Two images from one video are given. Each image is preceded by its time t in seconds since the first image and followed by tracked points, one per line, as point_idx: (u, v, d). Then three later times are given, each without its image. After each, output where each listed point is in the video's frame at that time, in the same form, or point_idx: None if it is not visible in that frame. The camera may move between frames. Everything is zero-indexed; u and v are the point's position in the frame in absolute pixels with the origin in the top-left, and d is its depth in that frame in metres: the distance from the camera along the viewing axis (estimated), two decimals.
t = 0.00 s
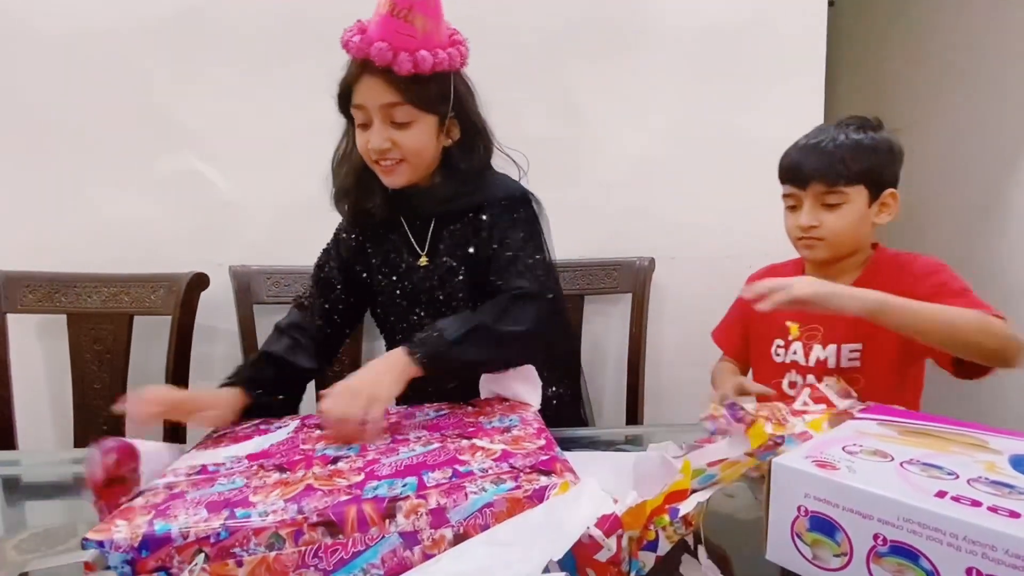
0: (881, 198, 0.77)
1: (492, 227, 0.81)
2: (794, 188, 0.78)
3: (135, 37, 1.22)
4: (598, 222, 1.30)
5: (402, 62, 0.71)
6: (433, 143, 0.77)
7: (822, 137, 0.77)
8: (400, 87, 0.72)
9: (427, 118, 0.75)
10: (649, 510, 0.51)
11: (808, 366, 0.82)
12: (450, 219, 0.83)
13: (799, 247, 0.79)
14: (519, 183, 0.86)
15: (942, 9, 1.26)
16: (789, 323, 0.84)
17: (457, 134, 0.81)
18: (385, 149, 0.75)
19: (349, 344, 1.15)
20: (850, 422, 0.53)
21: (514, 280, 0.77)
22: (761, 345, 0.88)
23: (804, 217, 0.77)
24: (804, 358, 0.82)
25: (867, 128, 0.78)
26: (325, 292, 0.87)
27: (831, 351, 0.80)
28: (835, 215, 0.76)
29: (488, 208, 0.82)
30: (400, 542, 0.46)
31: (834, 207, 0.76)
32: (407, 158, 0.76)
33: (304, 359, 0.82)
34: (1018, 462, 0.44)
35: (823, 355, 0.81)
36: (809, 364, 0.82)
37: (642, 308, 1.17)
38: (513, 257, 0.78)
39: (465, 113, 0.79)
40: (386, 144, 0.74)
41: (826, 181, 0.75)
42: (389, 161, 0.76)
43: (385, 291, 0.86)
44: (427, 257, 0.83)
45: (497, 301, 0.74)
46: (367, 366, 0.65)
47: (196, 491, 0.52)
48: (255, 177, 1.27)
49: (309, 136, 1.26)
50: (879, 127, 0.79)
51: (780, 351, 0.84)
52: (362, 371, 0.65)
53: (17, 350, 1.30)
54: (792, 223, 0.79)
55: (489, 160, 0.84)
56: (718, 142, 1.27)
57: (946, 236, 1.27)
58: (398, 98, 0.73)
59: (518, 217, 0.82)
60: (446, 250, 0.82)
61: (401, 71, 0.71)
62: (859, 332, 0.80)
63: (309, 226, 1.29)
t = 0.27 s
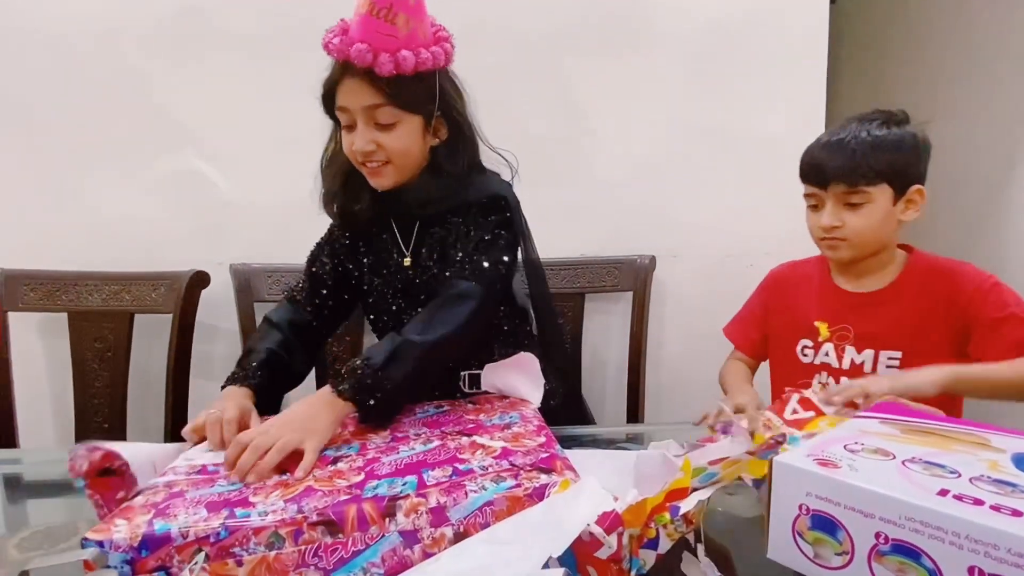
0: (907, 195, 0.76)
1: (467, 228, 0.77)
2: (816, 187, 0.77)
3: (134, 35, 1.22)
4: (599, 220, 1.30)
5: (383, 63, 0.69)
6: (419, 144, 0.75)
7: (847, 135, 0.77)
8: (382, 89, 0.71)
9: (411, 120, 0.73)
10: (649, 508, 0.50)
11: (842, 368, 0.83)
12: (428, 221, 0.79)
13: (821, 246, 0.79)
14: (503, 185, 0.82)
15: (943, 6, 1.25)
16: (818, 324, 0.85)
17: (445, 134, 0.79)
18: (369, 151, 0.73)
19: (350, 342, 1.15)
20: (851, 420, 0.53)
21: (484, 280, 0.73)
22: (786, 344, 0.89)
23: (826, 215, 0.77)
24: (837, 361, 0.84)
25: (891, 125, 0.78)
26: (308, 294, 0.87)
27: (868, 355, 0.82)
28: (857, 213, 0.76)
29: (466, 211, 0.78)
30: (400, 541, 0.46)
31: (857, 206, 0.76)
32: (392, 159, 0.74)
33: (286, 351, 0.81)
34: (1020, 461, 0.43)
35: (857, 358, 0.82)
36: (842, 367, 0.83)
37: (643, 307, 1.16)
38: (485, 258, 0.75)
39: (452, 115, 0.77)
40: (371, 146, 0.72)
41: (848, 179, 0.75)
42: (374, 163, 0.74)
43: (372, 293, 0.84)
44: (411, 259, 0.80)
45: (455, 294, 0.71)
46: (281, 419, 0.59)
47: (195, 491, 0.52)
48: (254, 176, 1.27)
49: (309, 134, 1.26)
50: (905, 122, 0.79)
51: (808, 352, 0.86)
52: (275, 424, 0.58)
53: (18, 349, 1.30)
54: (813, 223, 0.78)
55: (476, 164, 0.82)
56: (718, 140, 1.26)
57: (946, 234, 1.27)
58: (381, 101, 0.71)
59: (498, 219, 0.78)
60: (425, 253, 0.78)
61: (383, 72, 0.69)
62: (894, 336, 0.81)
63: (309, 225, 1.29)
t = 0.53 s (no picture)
0: (916, 195, 0.77)
1: (462, 229, 0.78)
2: (823, 185, 0.78)
3: (136, 37, 1.22)
4: (600, 221, 1.30)
5: (378, 68, 0.69)
6: (416, 147, 0.75)
7: (855, 133, 0.78)
8: (378, 95, 0.70)
9: (407, 125, 0.73)
10: (651, 509, 0.48)
11: (842, 367, 0.84)
12: (425, 223, 0.80)
13: (826, 243, 0.80)
14: (499, 184, 0.83)
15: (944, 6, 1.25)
16: (822, 322, 0.86)
17: (442, 137, 0.78)
18: (366, 156, 0.73)
19: (352, 343, 1.15)
20: (853, 420, 0.53)
21: (480, 281, 0.73)
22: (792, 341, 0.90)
23: (831, 213, 0.78)
24: (838, 360, 0.84)
25: (902, 125, 0.78)
26: (309, 296, 0.87)
27: (868, 355, 0.82)
28: (862, 212, 0.76)
29: (462, 212, 0.79)
30: (403, 543, 0.46)
31: (862, 205, 0.76)
32: (389, 163, 0.74)
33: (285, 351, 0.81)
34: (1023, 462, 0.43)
35: (856, 357, 0.83)
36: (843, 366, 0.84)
37: (644, 307, 1.16)
38: (483, 258, 0.75)
39: (449, 117, 0.77)
40: (367, 151, 0.72)
41: (853, 177, 0.76)
42: (371, 168, 0.74)
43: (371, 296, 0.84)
44: (409, 261, 0.80)
45: (449, 295, 0.71)
46: (282, 425, 0.59)
47: (198, 493, 0.52)
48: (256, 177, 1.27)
49: (310, 135, 1.26)
50: (917, 121, 0.79)
51: (811, 350, 0.87)
52: (276, 432, 0.58)
53: (21, 350, 1.30)
54: (819, 220, 0.79)
55: (474, 165, 0.82)
56: (719, 141, 1.26)
57: (948, 234, 1.27)
58: (378, 106, 0.71)
59: (493, 218, 0.79)
60: (426, 255, 0.79)
61: (377, 78, 0.69)
62: (892, 337, 0.81)
63: (311, 226, 1.29)
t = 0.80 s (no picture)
0: (887, 198, 0.72)
1: (462, 230, 0.78)
2: (795, 187, 0.75)
3: (141, 42, 1.23)
4: (602, 224, 1.30)
5: (369, 76, 0.69)
6: (413, 152, 0.75)
7: (827, 137, 0.74)
8: (372, 103, 0.70)
9: (402, 131, 0.73)
10: (652, 520, 0.47)
11: (809, 364, 0.80)
12: (425, 227, 0.80)
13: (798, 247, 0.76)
14: (497, 185, 0.82)
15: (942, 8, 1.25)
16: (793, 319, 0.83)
17: (440, 141, 0.78)
18: (363, 164, 0.73)
19: (355, 347, 1.15)
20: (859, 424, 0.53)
21: (484, 283, 0.73)
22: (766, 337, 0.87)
23: (803, 216, 0.74)
24: (806, 356, 0.81)
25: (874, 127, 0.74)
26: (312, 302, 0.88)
27: (831, 352, 0.78)
28: (833, 215, 0.73)
29: (461, 214, 0.79)
30: (406, 548, 0.46)
31: (833, 208, 0.72)
32: (387, 171, 0.74)
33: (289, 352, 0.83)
34: None
35: (818, 354, 0.79)
36: (808, 362, 0.80)
37: (647, 310, 1.16)
38: (484, 260, 0.75)
39: (443, 119, 0.77)
40: (364, 159, 0.72)
41: (824, 180, 0.72)
42: (369, 175, 0.74)
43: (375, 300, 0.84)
44: (409, 265, 0.80)
45: (455, 298, 0.71)
46: (290, 437, 0.58)
47: (204, 499, 0.52)
48: (259, 181, 1.28)
49: (314, 140, 1.27)
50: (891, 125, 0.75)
51: (782, 345, 0.83)
52: (287, 443, 0.57)
53: (26, 354, 1.31)
54: (792, 222, 0.76)
55: (471, 167, 0.82)
56: (722, 143, 1.26)
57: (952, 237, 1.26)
58: (372, 114, 0.71)
59: (492, 220, 0.78)
60: (426, 256, 0.79)
61: (369, 86, 0.69)
62: (858, 335, 0.77)
63: (314, 230, 1.29)
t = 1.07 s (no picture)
0: (838, 193, 0.78)
1: (458, 230, 0.77)
2: (753, 184, 0.79)
3: (140, 43, 1.23)
4: (602, 225, 1.30)
5: (354, 76, 0.69)
6: (403, 152, 0.75)
7: (782, 134, 0.78)
8: (359, 103, 0.70)
9: (391, 131, 0.73)
10: (662, 516, 0.47)
11: (763, 348, 0.87)
12: (421, 227, 0.80)
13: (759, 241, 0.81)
14: (493, 184, 0.81)
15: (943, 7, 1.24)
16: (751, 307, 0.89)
17: (431, 140, 0.78)
18: (354, 165, 0.73)
19: (355, 347, 1.16)
20: (858, 424, 0.53)
21: (481, 283, 0.73)
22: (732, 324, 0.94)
23: (762, 212, 0.79)
24: (761, 342, 0.88)
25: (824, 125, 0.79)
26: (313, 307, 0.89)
27: (782, 338, 0.85)
28: (791, 211, 0.77)
29: (457, 213, 0.78)
30: (413, 551, 0.46)
31: (792, 204, 0.77)
32: (378, 171, 0.74)
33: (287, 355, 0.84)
34: None
35: (771, 340, 0.86)
36: (764, 348, 0.87)
37: (647, 311, 1.17)
38: (482, 259, 0.75)
39: (434, 118, 0.76)
40: (355, 160, 0.72)
41: (781, 178, 0.76)
42: (360, 176, 0.74)
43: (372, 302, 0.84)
44: (404, 266, 0.81)
45: (452, 299, 0.71)
46: (288, 434, 0.59)
47: (204, 505, 0.52)
48: (259, 181, 1.28)
49: (313, 140, 1.27)
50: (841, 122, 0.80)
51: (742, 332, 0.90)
52: (282, 441, 0.58)
53: (27, 354, 1.31)
54: (752, 218, 0.80)
55: (466, 165, 0.81)
56: (721, 144, 1.26)
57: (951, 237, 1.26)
58: (360, 114, 0.70)
59: (488, 218, 0.78)
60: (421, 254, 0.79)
61: (354, 86, 0.69)
62: (807, 323, 0.83)
63: (313, 230, 1.29)
